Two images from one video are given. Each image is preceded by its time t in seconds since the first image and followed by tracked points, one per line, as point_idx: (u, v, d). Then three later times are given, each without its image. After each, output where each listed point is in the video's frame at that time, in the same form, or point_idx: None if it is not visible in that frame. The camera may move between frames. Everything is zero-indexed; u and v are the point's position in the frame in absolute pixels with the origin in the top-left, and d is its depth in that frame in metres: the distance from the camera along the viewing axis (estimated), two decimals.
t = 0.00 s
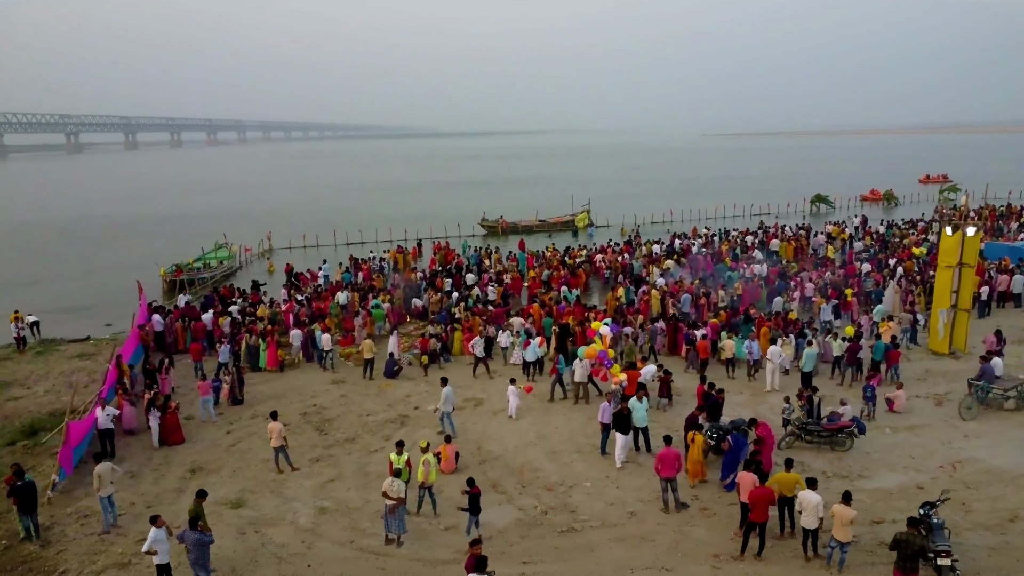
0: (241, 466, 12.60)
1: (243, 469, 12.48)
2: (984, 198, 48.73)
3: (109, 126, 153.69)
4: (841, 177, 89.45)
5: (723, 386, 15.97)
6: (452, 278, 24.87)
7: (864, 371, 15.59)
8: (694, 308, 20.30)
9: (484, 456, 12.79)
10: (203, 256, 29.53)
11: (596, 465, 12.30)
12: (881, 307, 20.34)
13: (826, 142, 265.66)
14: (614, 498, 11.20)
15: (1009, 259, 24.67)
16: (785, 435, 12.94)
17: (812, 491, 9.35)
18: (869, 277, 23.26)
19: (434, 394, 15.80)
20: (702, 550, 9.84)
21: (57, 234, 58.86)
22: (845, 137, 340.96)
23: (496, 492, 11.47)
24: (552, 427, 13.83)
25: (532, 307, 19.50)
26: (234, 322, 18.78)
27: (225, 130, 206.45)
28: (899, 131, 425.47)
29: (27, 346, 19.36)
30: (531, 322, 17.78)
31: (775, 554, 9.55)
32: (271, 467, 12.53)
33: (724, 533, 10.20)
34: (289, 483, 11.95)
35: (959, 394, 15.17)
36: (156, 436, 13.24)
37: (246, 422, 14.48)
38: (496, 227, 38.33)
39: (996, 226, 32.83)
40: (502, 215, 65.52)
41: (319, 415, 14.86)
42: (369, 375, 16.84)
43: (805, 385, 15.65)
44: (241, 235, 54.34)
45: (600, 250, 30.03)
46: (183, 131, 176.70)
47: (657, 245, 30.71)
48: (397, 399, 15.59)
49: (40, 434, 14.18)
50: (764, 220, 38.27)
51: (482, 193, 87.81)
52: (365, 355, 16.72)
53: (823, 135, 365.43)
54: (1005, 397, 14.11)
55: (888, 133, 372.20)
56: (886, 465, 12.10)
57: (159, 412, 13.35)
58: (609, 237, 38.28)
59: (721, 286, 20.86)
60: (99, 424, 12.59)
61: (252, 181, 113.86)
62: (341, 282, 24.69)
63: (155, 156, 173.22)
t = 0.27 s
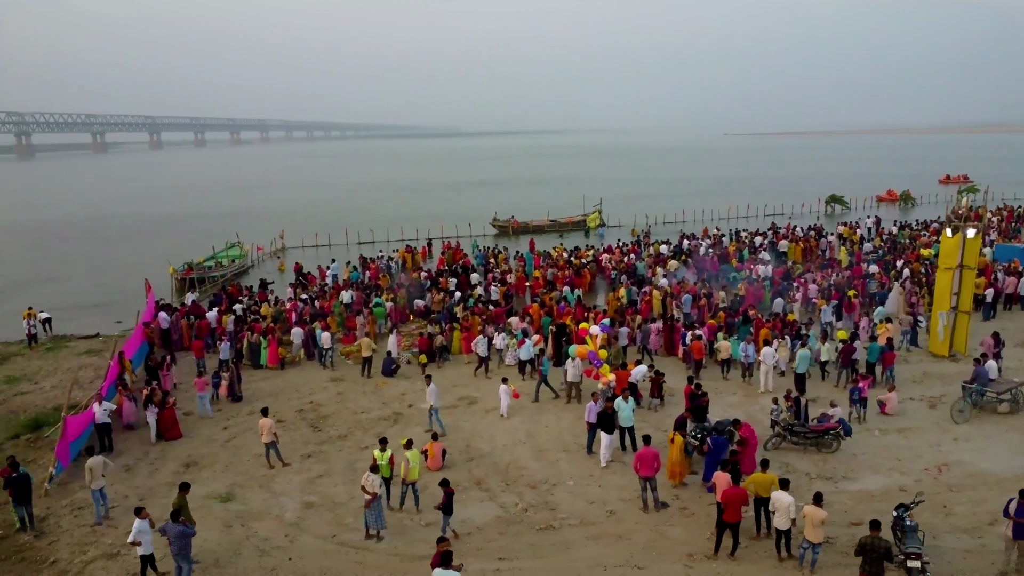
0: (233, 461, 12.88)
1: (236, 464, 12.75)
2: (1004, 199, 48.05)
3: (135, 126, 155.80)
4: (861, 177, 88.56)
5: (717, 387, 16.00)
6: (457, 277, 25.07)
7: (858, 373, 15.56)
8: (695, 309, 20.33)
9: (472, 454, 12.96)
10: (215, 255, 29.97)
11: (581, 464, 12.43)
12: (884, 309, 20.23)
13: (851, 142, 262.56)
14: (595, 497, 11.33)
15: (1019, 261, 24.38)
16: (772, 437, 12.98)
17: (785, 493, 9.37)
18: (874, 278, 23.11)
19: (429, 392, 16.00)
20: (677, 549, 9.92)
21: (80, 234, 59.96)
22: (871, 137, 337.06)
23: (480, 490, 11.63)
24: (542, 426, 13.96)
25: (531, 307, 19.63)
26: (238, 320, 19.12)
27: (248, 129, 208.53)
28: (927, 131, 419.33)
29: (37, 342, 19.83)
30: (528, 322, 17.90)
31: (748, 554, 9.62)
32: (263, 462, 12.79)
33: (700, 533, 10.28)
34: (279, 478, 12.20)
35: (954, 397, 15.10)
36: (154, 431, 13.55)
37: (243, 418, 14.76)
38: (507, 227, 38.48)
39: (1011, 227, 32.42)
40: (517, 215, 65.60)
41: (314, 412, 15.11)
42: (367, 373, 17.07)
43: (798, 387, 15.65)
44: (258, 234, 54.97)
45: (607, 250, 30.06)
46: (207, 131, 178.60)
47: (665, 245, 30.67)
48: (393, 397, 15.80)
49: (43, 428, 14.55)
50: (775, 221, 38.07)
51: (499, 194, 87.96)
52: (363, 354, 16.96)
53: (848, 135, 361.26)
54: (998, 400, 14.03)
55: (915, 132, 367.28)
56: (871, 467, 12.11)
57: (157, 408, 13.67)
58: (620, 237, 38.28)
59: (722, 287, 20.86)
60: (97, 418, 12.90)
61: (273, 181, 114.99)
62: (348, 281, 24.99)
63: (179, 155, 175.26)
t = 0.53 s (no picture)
0: (226, 456, 13.13)
1: (228, 459, 13.01)
2: None
3: (160, 125, 157.75)
4: (883, 177, 87.58)
5: (712, 388, 16.04)
6: (462, 276, 25.23)
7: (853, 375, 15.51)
8: (695, 310, 20.33)
9: (460, 452, 13.11)
10: (227, 254, 30.38)
11: (567, 463, 12.54)
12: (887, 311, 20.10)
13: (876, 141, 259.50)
14: (577, 495, 11.44)
15: None
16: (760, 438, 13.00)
17: (758, 493, 9.43)
18: (880, 280, 22.93)
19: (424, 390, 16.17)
20: (652, 548, 10.02)
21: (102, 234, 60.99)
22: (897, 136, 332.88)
23: (464, 487, 11.78)
24: (532, 425, 14.09)
25: (531, 307, 19.74)
26: (242, 318, 19.43)
27: (272, 129, 210.42)
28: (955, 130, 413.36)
29: (48, 339, 20.29)
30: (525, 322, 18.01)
31: (721, 554, 9.68)
32: (255, 458, 13.04)
33: (677, 532, 10.36)
34: (269, 473, 12.44)
35: (949, 399, 15.01)
36: (152, 426, 13.85)
37: (240, 414, 15.03)
38: (519, 227, 38.59)
39: None
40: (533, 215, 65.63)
41: (310, 409, 15.34)
42: (365, 371, 17.28)
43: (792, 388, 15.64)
44: (275, 233, 55.55)
45: (615, 250, 30.07)
46: (231, 131, 180.39)
47: (673, 246, 30.61)
48: (388, 395, 15.99)
49: (47, 421, 14.94)
50: (788, 222, 37.82)
51: (517, 193, 88.02)
52: (361, 352, 17.18)
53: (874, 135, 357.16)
54: (992, 403, 13.93)
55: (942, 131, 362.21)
56: (856, 469, 12.10)
57: (155, 404, 13.96)
58: (631, 237, 38.23)
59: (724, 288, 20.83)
60: (96, 414, 13.20)
61: (294, 180, 116.05)
62: (355, 280, 25.26)
63: (204, 155, 177.15)
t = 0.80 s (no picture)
0: (220, 451, 13.40)
1: (221, 454, 13.28)
2: None
3: (184, 125, 159.64)
4: (905, 177, 86.57)
5: (705, 389, 16.07)
6: (467, 276, 25.41)
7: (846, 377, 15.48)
8: (695, 311, 20.34)
9: (448, 450, 13.27)
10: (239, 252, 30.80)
11: (552, 462, 12.66)
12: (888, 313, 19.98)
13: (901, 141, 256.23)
14: (558, 494, 11.56)
15: None
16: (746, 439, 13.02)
17: (730, 494, 9.46)
18: (885, 282, 22.78)
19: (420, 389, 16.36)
20: (627, 547, 10.12)
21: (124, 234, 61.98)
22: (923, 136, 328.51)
23: (448, 484, 11.95)
24: (521, 424, 14.22)
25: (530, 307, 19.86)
26: (245, 316, 19.75)
27: (295, 129, 212.12)
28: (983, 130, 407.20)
29: (59, 335, 20.76)
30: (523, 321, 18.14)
31: (694, 554, 9.75)
32: (248, 453, 13.29)
33: (654, 532, 10.44)
34: (259, 469, 12.69)
35: (943, 402, 14.93)
36: (150, 422, 14.16)
37: (237, 410, 15.31)
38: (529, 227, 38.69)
39: None
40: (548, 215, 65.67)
41: (306, 406, 15.58)
42: (363, 369, 17.51)
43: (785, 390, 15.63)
44: (292, 232, 56.09)
45: (623, 250, 30.08)
46: (253, 131, 182.06)
47: (681, 246, 30.56)
48: (384, 394, 16.20)
49: (51, 415, 15.32)
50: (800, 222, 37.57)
51: (534, 193, 88.08)
52: (359, 351, 17.41)
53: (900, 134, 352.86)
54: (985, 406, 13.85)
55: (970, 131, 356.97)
56: (840, 471, 12.10)
57: (153, 399, 14.26)
58: (642, 237, 38.19)
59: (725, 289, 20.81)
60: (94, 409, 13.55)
61: (315, 180, 117.01)
62: (361, 279, 25.53)
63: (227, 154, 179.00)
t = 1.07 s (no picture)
0: (213, 447, 13.66)
1: (215, 449, 13.54)
2: None
3: (207, 125, 161.41)
4: (928, 178, 85.44)
5: (699, 390, 16.10)
6: (473, 276, 25.56)
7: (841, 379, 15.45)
8: (697, 311, 20.33)
9: (436, 448, 13.44)
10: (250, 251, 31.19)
11: (538, 461, 12.78)
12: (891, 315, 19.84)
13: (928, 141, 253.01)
14: (540, 492, 11.68)
15: None
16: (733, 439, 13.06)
17: (704, 494, 9.51)
18: (890, 284, 22.59)
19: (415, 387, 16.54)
20: (602, 545, 10.21)
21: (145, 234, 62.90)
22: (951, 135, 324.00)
23: (433, 482, 12.10)
24: (511, 422, 14.35)
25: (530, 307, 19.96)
26: (250, 314, 20.05)
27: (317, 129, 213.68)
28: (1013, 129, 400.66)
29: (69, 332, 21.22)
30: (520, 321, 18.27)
31: (668, 553, 9.82)
32: (241, 448, 13.53)
33: (631, 530, 10.52)
34: (250, 464, 12.93)
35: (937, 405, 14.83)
36: (148, 417, 14.48)
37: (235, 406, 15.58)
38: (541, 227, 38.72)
39: None
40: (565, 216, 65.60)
41: (302, 403, 15.82)
42: (362, 367, 17.72)
43: (779, 391, 15.62)
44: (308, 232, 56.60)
45: (631, 251, 30.07)
46: (276, 130, 183.57)
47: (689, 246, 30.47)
48: (379, 392, 16.40)
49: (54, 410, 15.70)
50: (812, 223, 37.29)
51: (553, 194, 88.05)
52: (357, 349, 17.62)
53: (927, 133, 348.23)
54: (976, 409, 13.77)
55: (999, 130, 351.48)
56: (825, 472, 12.09)
57: (151, 396, 14.57)
58: (653, 237, 38.10)
59: (727, 289, 20.77)
60: (92, 404, 13.89)
61: (335, 180, 117.80)
62: (368, 278, 25.77)
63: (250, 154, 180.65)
